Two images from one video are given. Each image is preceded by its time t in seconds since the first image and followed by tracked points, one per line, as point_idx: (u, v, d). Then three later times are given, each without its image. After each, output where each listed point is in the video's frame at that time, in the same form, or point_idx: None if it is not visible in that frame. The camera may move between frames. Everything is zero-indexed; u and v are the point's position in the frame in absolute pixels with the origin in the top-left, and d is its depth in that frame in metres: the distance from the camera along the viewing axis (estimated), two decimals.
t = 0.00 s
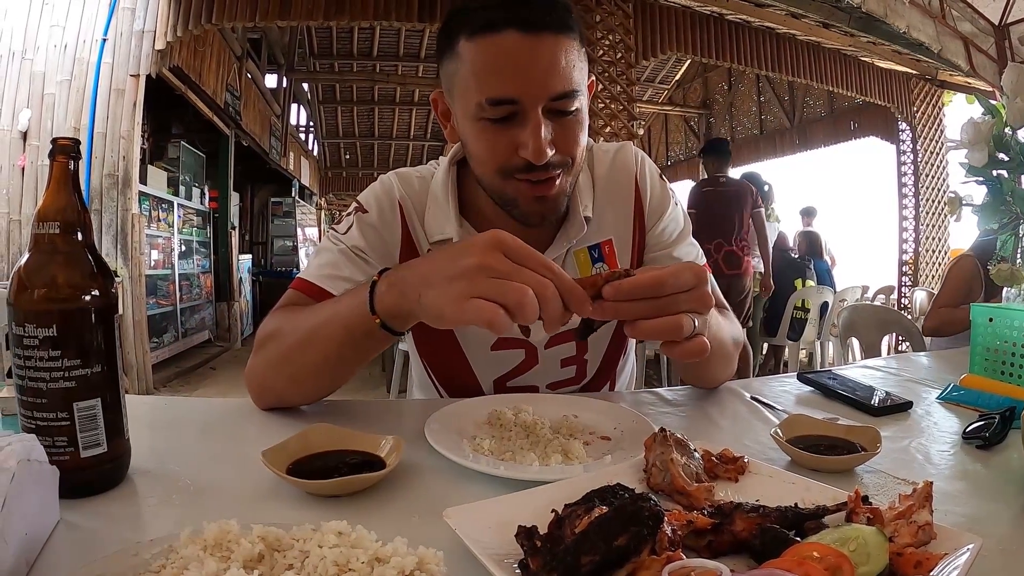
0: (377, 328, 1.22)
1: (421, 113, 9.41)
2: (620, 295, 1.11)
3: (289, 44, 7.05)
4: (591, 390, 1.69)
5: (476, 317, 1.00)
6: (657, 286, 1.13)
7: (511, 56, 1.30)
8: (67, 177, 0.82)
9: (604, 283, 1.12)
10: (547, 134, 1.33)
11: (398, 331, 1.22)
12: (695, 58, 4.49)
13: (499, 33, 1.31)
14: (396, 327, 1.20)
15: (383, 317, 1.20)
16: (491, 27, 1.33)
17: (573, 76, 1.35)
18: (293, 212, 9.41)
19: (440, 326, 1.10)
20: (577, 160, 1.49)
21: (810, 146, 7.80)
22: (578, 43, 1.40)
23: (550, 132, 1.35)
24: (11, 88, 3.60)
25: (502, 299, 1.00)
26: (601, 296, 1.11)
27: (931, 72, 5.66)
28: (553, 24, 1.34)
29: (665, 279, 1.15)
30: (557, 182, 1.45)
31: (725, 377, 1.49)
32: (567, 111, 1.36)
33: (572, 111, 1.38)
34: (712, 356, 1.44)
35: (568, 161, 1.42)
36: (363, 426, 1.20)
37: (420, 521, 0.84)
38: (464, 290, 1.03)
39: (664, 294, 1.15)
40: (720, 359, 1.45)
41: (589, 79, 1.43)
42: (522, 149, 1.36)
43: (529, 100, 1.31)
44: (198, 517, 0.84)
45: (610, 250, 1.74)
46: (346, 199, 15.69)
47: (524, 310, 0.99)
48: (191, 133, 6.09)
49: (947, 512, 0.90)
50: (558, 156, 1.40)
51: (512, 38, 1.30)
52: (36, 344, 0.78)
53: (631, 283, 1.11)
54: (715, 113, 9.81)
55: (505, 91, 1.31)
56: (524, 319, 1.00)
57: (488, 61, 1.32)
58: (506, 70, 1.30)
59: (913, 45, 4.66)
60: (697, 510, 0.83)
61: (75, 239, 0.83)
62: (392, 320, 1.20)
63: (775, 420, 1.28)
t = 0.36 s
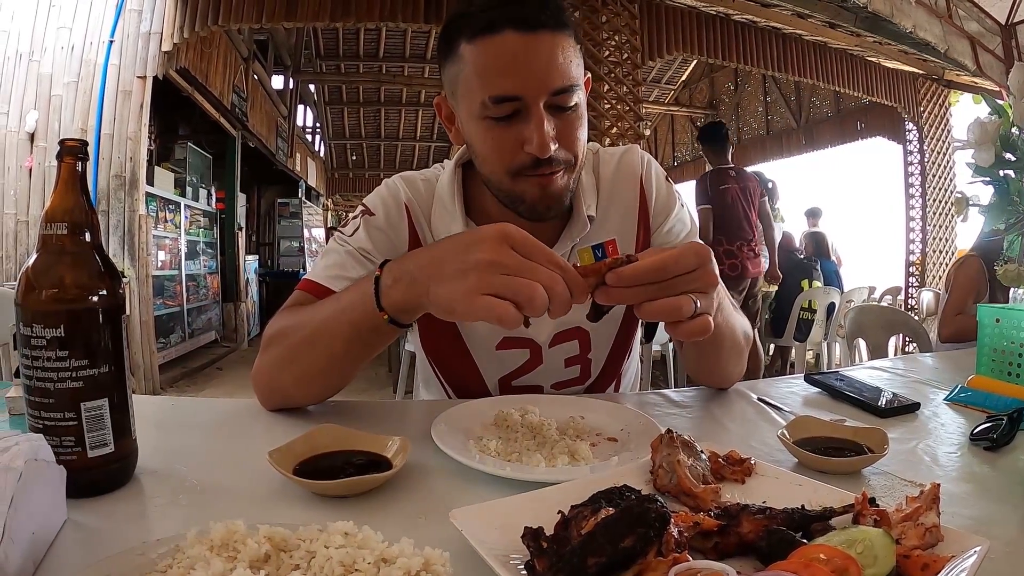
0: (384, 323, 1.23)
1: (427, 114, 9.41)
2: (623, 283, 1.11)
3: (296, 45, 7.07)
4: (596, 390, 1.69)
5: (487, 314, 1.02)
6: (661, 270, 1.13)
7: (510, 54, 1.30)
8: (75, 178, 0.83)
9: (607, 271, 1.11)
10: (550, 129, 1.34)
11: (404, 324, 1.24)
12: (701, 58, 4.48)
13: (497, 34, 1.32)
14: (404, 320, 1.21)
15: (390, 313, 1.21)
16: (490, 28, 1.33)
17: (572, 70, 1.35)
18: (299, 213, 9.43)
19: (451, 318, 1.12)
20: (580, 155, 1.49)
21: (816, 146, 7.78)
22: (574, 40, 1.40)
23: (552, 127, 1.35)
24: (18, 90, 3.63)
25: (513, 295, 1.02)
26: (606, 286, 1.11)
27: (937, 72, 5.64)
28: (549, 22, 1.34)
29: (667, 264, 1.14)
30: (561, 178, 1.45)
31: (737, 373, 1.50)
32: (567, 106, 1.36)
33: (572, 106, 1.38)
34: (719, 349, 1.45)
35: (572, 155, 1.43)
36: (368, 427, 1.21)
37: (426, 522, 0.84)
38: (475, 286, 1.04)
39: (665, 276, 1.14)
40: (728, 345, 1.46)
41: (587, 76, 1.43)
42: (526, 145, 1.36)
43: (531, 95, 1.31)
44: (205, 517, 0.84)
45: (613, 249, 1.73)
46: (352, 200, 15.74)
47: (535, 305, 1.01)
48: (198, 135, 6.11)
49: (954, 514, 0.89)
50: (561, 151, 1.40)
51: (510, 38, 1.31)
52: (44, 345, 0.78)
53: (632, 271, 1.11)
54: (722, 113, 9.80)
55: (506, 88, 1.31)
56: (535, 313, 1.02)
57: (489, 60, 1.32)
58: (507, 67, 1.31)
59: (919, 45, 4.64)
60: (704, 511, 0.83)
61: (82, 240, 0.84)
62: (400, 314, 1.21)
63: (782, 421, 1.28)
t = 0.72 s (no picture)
0: (383, 323, 1.24)
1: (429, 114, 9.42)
2: (623, 289, 1.11)
3: (298, 45, 7.08)
4: (597, 390, 1.69)
5: (489, 317, 1.00)
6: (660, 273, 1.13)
7: (504, 51, 1.31)
8: (77, 179, 0.83)
9: (606, 279, 1.11)
10: (544, 125, 1.34)
11: (403, 324, 1.24)
12: (703, 59, 4.48)
13: (489, 34, 1.32)
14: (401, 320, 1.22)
15: (388, 313, 1.21)
16: (482, 29, 1.34)
17: (565, 68, 1.35)
18: (301, 213, 9.44)
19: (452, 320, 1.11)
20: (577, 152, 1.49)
21: (819, 146, 7.78)
22: (568, 40, 1.40)
23: (547, 124, 1.35)
24: (21, 90, 3.65)
25: (515, 299, 1.01)
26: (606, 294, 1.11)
27: (939, 72, 5.63)
28: (542, 20, 1.34)
29: (666, 271, 1.14)
30: (558, 173, 1.45)
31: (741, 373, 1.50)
32: (562, 102, 1.36)
33: (567, 103, 1.38)
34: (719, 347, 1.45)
35: (568, 152, 1.42)
36: (370, 428, 1.21)
37: (428, 523, 0.84)
38: (477, 288, 1.03)
39: (664, 282, 1.14)
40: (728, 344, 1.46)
41: (582, 75, 1.43)
42: (521, 141, 1.36)
43: (524, 92, 1.32)
44: (207, 517, 0.85)
45: (616, 248, 1.73)
46: (354, 201, 15.75)
47: (538, 310, 1.00)
48: (201, 135, 6.12)
49: (956, 515, 0.89)
50: (557, 147, 1.40)
51: (502, 37, 1.31)
52: (47, 344, 0.78)
53: (632, 279, 1.11)
54: (724, 114, 9.79)
55: (501, 85, 1.32)
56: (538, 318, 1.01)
57: (483, 59, 1.32)
58: (501, 65, 1.31)
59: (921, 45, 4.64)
60: (706, 512, 0.83)
61: (85, 241, 0.84)
62: (397, 315, 1.22)
63: (784, 422, 1.27)
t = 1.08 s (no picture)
0: (381, 313, 1.23)
1: (429, 114, 9.42)
2: (624, 288, 1.11)
3: (299, 45, 7.09)
4: (599, 390, 1.69)
5: (486, 305, 1.00)
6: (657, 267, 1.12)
7: (507, 49, 1.31)
8: (77, 180, 0.83)
9: (606, 282, 1.12)
10: (546, 123, 1.33)
11: (401, 315, 1.24)
12: (703, 59, 4.48)
13: (491, 31, 1.33)
14: (400, 311, 1.22)
15: (386, 303, 1.21)
16: (484, 27, 1.35)
17: (567, 66, 1.35)
18: (301, 213, 9.45)
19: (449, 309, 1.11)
20: (578, 151, 1.48)
21: (819, 146, 7.78)
22: (570, 40, 1.40)
23: (548, 122, 1.34)
24: (21, 89, 3.65)
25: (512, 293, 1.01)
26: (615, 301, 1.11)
27: (940, 72, 5.63)
28: (544, 20, 1.35)
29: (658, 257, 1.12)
30: (558, 173, 1.44)
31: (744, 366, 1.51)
32: (564, 101, 1.36)
33: (568, 102, 1.38)
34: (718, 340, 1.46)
35: (569, 150, 1.42)
36: (370, 427, 1.21)
37: (429, 522, 0.84)
38: (477, 275, 1.04)
39: (656, 265, 1.12)
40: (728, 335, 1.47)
41: (583, 75, 1.44)
42: (522, 139, 1.35)
43: (526, 90, 1.32)
44: (208, 517, 0.85)
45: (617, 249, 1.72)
46: (355, 201, 15.77)
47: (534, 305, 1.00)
48: (201, 135, 6.12)
49: (956, 515, 0.89)
50: (558, 146, 1.39)
51: (505, 35, 1.32)
52: (47, 344, 0.78)
53: (628, 276, 1.11)
54: (724, 114, 9.79)
55: (503, 83, 1.32)
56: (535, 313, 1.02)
57: (485, 56, 1.33)
58: (504, 63, 1.31)
59: (922, 45, 4.64)
60: (707, 512, 0.83)
61: (85, 240, 0.84)
62: (395, 305, 1.21)
63: (785, 422, 1.27)
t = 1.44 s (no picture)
0: (383, 294, 1.24)
1: (425, 114, 9.42)
2: (629, 259, 1.08)
3: (294, 44, 7.08)
4: (595, 390, 1.68)
5: (475, 261, 1.05)
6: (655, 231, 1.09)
7: (520, 45, 1.32)
8: (72, 179, 0.83)
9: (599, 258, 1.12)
10: (554, 119, 1.34)
11: (402, 299, 1.25)
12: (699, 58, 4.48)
13: (504, 25, 1.34)
14: (402, 293, 1.23)
15: (389, 284, 1.22)
16: (494, 21, 1.36)
17: (576, 63, 1.37)
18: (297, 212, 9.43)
19: (445, 281, 1.14)
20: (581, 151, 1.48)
21: (815, 146, 7.80)
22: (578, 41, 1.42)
23: (556, 118, 1.35)
24: (15, 89, 3.61)
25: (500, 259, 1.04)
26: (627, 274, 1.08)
27: (935, 72, 5.65)
28: (553, 17, 1.37)
29: (648, 221, 1.09)
30: (563, 170, 1.43)
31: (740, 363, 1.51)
32: (572, 99, 1.37)
33: (576, 101, 1.39)
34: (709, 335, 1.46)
35: (573, 148, 1.42)
36: (366, 427, 1.21)
37: (425, 523, 0.84)
38: (471, 240, 1.08)
39: (647, 230, 1.09)
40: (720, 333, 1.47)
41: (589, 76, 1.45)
42: (530, 133, 1.35)
43: (537, 85, 1.33)
44: (204, 517, 0.84)
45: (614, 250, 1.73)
46: (350, 200, 15.74)
47: (520, 268, 1.03)
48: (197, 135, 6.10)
49: (951, 514, 0.89)
50: (564, 143, 1.39)
51: (517, 30, 1.33)
52: (43, 344, 0.78)
53: (625, 246, 1.08)
54: (720, 113, 9.80)
55: (513, 77, 1.33)
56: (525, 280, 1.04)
57: (497, 50, 1.34)
58: (516, 58, 1.32)
59: (918, 45, 4.65)
60: (703, 511, 0.83)
61: (80, 240, 0.83)
62: (398, 287, 1.22)
63: (781, 422, 1.27)
